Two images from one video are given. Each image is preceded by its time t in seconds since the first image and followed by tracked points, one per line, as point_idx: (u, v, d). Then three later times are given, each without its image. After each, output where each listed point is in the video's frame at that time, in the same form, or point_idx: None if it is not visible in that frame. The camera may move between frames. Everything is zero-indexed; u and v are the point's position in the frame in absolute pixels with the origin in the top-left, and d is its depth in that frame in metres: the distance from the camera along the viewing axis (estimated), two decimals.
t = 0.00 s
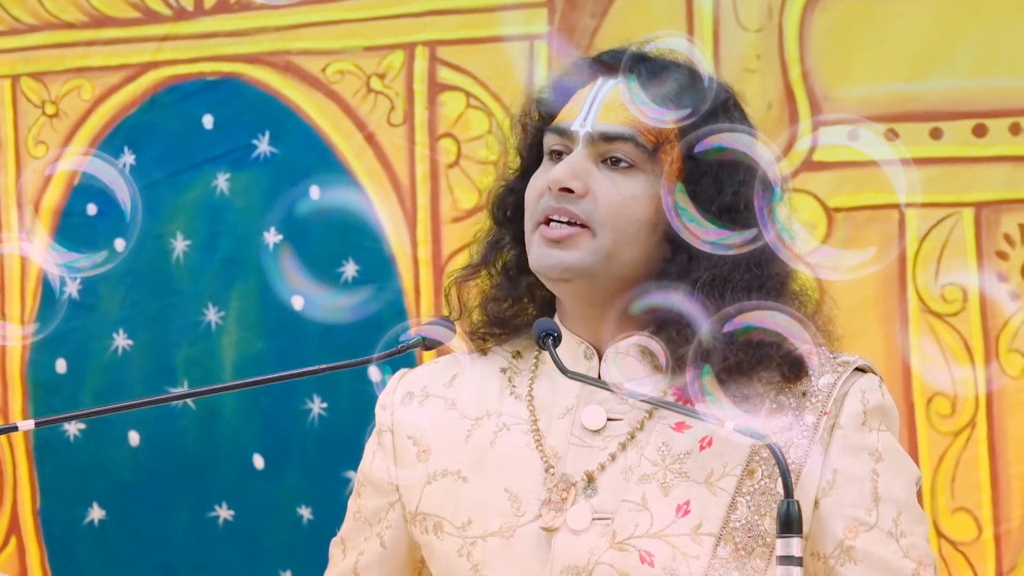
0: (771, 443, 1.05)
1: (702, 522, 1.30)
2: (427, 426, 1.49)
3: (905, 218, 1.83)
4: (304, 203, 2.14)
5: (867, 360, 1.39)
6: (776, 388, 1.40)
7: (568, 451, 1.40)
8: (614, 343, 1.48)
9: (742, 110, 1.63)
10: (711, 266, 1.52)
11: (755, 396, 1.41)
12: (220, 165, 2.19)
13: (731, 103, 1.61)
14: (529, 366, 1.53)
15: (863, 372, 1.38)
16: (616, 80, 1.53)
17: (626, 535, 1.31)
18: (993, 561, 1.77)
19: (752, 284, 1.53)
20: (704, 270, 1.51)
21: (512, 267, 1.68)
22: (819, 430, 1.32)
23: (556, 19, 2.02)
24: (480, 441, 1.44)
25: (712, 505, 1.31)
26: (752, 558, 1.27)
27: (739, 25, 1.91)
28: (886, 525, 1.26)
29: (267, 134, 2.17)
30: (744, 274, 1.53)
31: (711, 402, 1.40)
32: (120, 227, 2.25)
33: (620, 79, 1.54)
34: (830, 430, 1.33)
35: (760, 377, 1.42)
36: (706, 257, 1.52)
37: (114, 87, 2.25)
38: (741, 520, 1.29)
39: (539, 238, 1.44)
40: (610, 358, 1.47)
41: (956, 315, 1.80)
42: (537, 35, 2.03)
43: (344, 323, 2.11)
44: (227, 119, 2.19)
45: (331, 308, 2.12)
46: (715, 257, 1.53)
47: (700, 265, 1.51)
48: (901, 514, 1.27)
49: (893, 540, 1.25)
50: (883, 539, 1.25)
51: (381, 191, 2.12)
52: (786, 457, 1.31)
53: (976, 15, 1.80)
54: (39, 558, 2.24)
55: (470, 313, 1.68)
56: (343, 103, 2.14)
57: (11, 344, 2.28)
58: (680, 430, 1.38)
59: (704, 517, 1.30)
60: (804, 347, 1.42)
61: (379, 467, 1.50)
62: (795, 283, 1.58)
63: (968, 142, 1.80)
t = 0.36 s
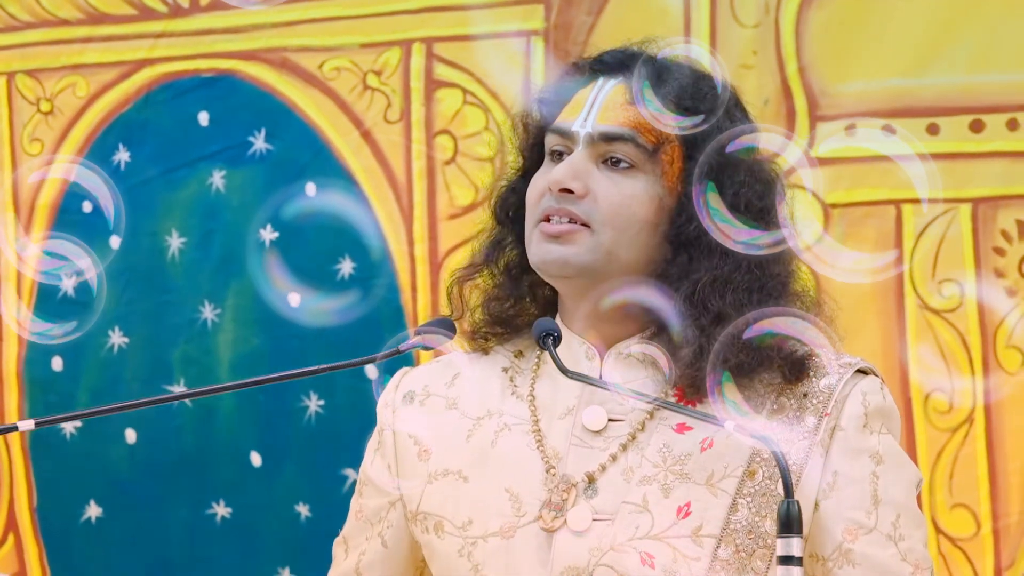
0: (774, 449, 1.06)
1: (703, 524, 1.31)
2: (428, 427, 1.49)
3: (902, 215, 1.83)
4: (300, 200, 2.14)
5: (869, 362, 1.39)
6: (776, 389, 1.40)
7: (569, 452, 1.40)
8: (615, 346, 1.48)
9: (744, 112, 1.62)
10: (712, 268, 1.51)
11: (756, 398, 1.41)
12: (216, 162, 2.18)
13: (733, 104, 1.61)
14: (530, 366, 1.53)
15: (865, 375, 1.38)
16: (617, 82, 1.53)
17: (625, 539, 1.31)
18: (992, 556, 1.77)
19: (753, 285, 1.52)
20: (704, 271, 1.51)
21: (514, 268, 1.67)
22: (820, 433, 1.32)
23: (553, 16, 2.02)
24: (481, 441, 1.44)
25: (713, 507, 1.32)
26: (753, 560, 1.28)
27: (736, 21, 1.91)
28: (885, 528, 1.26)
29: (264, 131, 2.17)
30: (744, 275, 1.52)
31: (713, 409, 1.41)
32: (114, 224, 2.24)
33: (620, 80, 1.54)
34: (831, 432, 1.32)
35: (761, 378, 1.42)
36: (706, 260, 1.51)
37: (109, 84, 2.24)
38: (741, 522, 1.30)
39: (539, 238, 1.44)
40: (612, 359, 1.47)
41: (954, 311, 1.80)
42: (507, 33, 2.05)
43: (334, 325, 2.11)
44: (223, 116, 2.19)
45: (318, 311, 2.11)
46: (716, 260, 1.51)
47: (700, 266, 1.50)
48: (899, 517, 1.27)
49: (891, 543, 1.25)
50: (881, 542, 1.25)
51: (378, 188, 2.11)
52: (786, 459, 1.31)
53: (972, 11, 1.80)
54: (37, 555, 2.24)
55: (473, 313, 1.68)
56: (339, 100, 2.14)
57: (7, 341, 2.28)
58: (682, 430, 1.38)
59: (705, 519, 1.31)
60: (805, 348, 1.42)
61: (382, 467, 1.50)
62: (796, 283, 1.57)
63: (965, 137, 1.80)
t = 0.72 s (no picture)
0: (773, 448, 1.07)
1: (703, 525, 1.30)
2: (428, 428, 1.49)
3: (898, 212, 1.83)
4: (296, 197, 2.13)
5: (868, 364, 1.39)
6: (776, 390, 1.39)
7: (568, 453, 1.40)
8: (615, 349, 1.48)
9: (740, 110, 1.61)
10: (709, 268, 1.50)
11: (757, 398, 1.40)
12: (212, 159, 2.18)
13: (730, 101, 1.59)
14: (530, 366, 1.53)
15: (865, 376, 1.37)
16: (613, 82, 1.53)
17: (625, 539, 1.31)
18: (990, 552, 1.77)
19: (751, 284, 1.52)
20: (701, 272, 1.50)
21: (513, 269, 1.68)
22: (819, 433, 1.32)
23: (550, 11, 2.02)
24: (482, 441, 1.44)
25: (713, 508, 1.31)
26: (753, 561, 1.28)
27: (732, 17, 1.92)
28: (883, 530, 1.26)
29: (259, 127, 2.16)
30: (742, 275, 1.52)
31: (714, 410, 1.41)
32: (111, 220, 2.23)
33: (616, 80, 1.54)
34: (830, 433, 1.32)
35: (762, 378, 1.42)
36: (703, 260, 1.50)
37: (104, 80, 2.24)
38: (740, 523, 1.30)
39: (537, 240, 1.45)
40: (611, 360, 1.47)
41: (951, 308, 1.80)
42: (478, 31, 2.06)
43: (321, 329, 2.10)
44: (219, 113, 2.18)
45: (303, 316, 2.11)
46: (713, 260, 1.51)
47: (698, 266, 1.50)
48: (898, 518, 1.27)
49: (889, 545, 1.25)
50: (879, 543, 1.25)
51: (374, 185, 2.11)
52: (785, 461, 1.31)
53: (968, 6, 1.80)
54: (35, 552, 2.24)
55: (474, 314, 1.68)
56: (335, 96, 2.14)
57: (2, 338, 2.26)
58: (681, 431, 1.39)
59: (705, 520, 1.31)
60: (804, 349, 1.43)
61: (381, 468, 1.50)
62: (793, 284, 1.56)
63: (961, 133, 1.81)
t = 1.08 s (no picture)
0: (774, 450, 1.07)
1: (703, 525, 1.30)
2: (430, 427, 1.49)
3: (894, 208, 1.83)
4: (291, 192, 2.13)
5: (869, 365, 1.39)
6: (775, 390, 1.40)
7: (570, 453, 1.40)
8: (617, 350, 1.48)
9: (740, 106, 1.58)
10: (709, 267, 1.50)
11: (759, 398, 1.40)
12: (206, 155, 2.17)
13: (730, 98, 1.57)
14: (531, 366, 1.53)
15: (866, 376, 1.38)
16: (614, 80, 1.53)
17: (627, 538, 1.31)
18: (987, 550, 1.77)
19: (751, 283, 1.51)
20: (701, 272, 1.49)
21: (516, 268, 1.68)
22: (820, 432, 1.33)
23: (545, 7, 2.01)
24: (484, 440, 1.44)
25: (714, 508, 1.31)
26: (753, 561, 1.28)
27: (728, 13, 1.92)
28: (883, 532, 1.26)
29: (254, 123, 2.15)
30: (742, 274, 1.51)
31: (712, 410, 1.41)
32: (106, 216, 2.22)
33: (617, 78, 1.53)
34: (831, 432, 1.33)
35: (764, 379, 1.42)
36: (702, 258, 1.50)
37: (97, 76, 2.23)
38: (741, 523, 1.29)
39: (539, 240, 1.44)
40: (612, 360, 1.47)
41: (947, 305, 1.80)
42: (446, 28, 2.07)
43: (310, 330, 2.10)
44: (212, 109, 2.17)
45: (291, 318, 2.11)
46: (713, 259, 1.51)
47: (698, 265, 1.49)
48: (898, 521, 1.27)
49: (888, 547, 1.25)
50: (878, 545, 1.25)
51: (369, 181, 2.10)
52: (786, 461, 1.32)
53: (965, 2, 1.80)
54: (33, 548, 2.23)
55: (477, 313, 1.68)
56: (329, 92, 2.13)
57: None
58: (683, 431, 1.38)
59: (705, 520, 1.30)
60: (805, 349, 1.43)
61: (383, 467, 1.50)
62: (794, 283, 1.56)
63: (958, 130, 1.80)
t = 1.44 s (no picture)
0: (775, 452, 1.06)
1: (705, 528, 1.29)
2: (433, 425, 1.48)
3: (892, 207, 1.82)
4: (286, 189, 2.12)
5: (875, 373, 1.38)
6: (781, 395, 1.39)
7: (574, 453, 1.39)
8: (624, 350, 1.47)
9: (750, 107, 1.58)
10: (717, 268, 1.50)
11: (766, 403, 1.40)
12: (200, 152, 2.16)
13: (738, 100, 1.57)
14: (536, 364, 1.52)
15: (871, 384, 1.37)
16: (622, 79, 1.53)
17: (629, 540, 1.30)
18: (986, 549, 1.76)
19: (759, 285, 1.50)
20: (709, 274, 1.49)
21: (521, 265, 1.69)
22: (823, 439, 1.32)
23: (542, 4, 2.00)
24: (488, 439, 1.44)
25: (716, 510, 1.30)
26: (754, 564, 1.27)
27: (725, 11, 1.91)
28: (885, 540, 1.25)
29: (249, 120, 2.14)
30: (749, 275, 1.50)
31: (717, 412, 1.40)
32: (99, 212, 2.20)
33: (625, 77, 1.54)
34: (835, 439, 1.32)
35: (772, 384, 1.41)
36: (710, 259, 1.50)
37: (92, 73, 2.22)
38: (743, 527, 1.29)
39: (545, 238, 1.45)
40: (617, 361, 1.47)
41: (946, 304, 1.80)
42: (415, 27, 2.08)
43: (303, 334, 2.09)
44: (207, 106, 2.16)
45: (283, 321, 2.10)
46: (720, 260, 1.50)
47: (706, 266, 1.49)
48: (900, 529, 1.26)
49: (890, 555, 1.24)
50: (880, 553, 1.24)
51: (365, 179, 2.09)
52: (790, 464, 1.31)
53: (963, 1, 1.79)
54: (32, 545, 2.22)
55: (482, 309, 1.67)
56: (325, 89, 2.12)
57: None
58: (687, 435, 1.38)
59: (707, 523, 1.30)
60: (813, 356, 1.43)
61: (385, 465, 1.49)
62: (801, 286, 1.55)
63: (957, 129, 1.80)
